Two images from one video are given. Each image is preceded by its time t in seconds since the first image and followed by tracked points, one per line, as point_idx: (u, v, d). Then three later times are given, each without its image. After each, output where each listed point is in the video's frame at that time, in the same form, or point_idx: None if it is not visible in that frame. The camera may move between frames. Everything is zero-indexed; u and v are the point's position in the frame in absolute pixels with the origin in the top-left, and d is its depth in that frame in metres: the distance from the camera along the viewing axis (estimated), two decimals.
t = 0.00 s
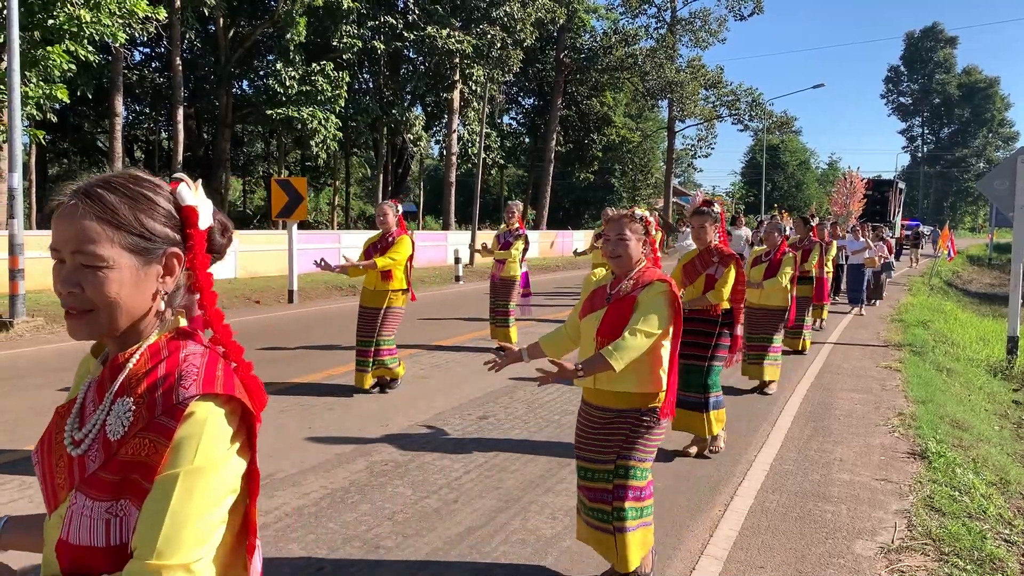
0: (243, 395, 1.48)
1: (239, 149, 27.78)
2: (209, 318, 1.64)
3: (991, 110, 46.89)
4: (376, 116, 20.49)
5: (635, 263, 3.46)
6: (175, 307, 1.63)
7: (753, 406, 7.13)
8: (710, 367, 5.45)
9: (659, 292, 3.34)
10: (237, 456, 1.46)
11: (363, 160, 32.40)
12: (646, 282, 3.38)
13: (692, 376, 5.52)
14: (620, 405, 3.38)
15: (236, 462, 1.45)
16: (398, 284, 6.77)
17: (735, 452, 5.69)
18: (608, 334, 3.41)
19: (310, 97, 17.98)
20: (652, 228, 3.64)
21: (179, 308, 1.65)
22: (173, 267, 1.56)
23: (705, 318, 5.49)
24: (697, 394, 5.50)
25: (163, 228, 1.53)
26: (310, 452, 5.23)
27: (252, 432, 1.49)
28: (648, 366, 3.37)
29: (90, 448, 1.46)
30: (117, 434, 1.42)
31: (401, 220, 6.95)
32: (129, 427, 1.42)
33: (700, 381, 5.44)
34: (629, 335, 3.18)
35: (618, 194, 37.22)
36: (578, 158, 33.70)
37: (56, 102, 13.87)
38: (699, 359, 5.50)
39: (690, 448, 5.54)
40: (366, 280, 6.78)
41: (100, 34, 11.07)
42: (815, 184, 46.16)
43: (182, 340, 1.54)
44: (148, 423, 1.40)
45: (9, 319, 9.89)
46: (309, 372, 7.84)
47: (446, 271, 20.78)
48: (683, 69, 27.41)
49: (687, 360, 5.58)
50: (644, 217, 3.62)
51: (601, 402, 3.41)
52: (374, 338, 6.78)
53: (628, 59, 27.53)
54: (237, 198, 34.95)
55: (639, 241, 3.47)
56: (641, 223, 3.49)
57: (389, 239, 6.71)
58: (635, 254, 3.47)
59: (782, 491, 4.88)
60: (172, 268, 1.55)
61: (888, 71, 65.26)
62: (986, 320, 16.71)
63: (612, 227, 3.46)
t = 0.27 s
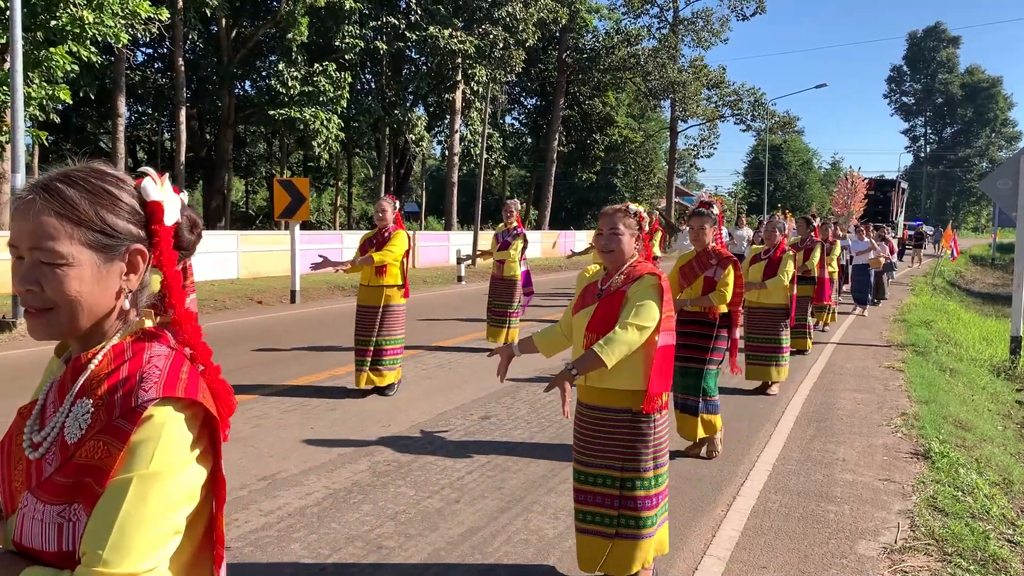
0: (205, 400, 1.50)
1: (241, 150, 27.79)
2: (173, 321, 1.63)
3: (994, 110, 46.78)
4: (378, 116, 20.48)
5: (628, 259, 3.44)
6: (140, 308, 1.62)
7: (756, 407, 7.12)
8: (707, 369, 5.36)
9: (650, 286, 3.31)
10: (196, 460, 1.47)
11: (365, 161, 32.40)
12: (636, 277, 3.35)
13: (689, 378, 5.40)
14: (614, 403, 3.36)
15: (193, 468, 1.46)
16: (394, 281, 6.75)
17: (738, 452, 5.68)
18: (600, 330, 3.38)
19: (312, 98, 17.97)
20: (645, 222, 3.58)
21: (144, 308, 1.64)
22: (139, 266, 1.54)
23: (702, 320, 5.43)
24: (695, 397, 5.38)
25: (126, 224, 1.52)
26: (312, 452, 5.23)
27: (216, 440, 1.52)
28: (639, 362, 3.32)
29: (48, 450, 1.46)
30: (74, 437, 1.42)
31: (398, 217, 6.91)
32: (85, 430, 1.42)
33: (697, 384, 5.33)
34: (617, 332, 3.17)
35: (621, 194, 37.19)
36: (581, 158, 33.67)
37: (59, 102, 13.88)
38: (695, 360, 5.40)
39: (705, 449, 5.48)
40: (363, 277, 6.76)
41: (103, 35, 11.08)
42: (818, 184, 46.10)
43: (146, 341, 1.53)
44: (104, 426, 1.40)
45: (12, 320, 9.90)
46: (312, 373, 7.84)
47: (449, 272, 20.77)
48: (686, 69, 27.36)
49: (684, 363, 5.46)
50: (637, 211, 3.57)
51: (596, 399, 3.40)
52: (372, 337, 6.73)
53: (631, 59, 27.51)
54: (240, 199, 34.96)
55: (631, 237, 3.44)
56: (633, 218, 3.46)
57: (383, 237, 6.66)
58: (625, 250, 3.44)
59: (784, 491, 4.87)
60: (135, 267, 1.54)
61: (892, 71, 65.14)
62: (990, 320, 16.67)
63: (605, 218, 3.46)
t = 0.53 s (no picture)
0: (164, 415, 1.48)
1: (242, 151, 27.83)
2: (126, 334, 1.59)
3: (995, 110, 46.79)
4: (379, 117, 20.53)
5: (625, 261, 3.42)
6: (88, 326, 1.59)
7: (756, 407, 7.13)
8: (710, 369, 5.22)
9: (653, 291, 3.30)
10: (152, 476, 1.45)
11: (366, 162, 32.43)
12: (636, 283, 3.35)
13: (689, 379, 5.24)
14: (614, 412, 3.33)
15: (149, 486, 1.44)
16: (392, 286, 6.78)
17: (738, 453, 5.68)
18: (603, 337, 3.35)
19: (313, 98, 17.99)
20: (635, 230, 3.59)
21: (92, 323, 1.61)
22: (84, 280, 1.52)
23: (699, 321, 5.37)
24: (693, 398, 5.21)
25: (70, 238, 1.50)
26: (315, 453, 5.24)
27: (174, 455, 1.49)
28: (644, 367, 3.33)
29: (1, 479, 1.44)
30: (26, 464, 1.41)
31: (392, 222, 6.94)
32: (37, 457, 1.41)
33: (699, 386, 5.18)
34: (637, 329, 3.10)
35: (622, 195, 37.20)
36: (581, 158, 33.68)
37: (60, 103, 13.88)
38: (697, 359, 5.27)
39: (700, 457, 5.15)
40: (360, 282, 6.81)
41: (104, 36, 11.09)
42: (819, 184, 46.10)
43: (96, 358, 1.51)
44: (59, 447, 1.38)
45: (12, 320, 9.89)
46: (313, 374, 7.84)
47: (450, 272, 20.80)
48: (686, 69, 27.39)
49: (683, 364, 5.31)
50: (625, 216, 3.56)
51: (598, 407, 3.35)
52: (364, 338, 6.68)
53: (631, 60, 27.55)
54: (241, 201, 34.97)
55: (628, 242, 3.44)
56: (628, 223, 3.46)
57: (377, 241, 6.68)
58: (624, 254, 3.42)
59: (785, 491, 4.88)
60: (82, 282, 1.52)
61: (892, 71, 65.17)
62: (991, 320, 16.67)
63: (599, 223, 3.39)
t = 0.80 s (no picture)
0: (94, 417, 1.61)
1: (243, 153, 27.85)
2: (57, 334, 1.72)
3: (995, 111, 46.81)
4: (380, 118, 20.56)
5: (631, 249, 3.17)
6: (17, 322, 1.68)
7: (756, 408, 7.13)
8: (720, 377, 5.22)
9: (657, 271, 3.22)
10: (74, 476, 1.57)
11: (367, 163, 32.44)
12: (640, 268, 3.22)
13: (700, 386, 5.26)
14: (612, 412, 3.04)
15: (68, 483, 1.56)
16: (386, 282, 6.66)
17: (738, 454, 5.68)
18: (606, 322, 3.05)
19: (312, 100, 18.01)
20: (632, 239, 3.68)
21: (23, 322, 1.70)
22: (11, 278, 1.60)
23: (700, 322, 5.31)
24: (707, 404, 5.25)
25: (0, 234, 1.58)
26: (316, 454, 5.25)
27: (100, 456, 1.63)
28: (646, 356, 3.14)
29: None
30: None
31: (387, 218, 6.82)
32: None
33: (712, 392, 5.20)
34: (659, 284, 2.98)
35: (622, 196, 37.18)
36: (581, 159, 33.69)
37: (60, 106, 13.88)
38: (706, 367, 5.25)
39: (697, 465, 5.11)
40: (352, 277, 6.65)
41: (104, 37, 11.09)
42: (819, 185, 46.10)
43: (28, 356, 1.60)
44: None
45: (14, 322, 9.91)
46: (313, 375, 7.85)
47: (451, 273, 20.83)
48: (686, 71, 27.42)
49: (691, 369, 5.32)
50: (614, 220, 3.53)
51: (596, 398, 3.05)
52: (368, 342, 6.62)
53: (631, 61, 27.56)
54: (241, 202, 34.98)
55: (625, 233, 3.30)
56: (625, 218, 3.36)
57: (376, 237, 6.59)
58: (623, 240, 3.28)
59: (785, 492, 4.88)
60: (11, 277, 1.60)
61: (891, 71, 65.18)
62: (991, 321, 16.67)
63: (595, 215, 3.05)
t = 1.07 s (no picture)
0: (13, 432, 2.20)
1: (243, 153, 27.87)
2: None
3: (996, 111, 46.80)
4: (381, 119, 20.58)
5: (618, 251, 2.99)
6: None
7: (757, 408, 7.11)
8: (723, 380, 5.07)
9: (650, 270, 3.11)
10: None
11: (368, 163, 32.43)
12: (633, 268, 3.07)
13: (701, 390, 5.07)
14: (608, 418, 2.93)
15: None
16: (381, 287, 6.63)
17: (739, 455, 5.67)
18: (609, 323, 2.93)
19: (313, 100, 18.01)
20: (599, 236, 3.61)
21: None
22: None
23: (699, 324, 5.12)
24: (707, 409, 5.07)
25: None
26: (317, 455, 5.24)
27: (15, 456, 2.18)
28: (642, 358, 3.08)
29: None
30: None
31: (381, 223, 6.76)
32: None
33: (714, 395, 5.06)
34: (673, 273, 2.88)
35: (623, 197, 37.13)
36: (582, 160, 33.69)
37: (60, 107, 13.88)
38: (707, 370, 5.07)
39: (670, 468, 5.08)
40: (348, 285, 6.60)
41: (105, 38, 11.10)
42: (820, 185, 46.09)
43: None
44: None
45: (15, 323, 9.91)
46: (314, 376, 7.86)
47: (451, 274, 20.83)
48: (687, 72, 27.45)
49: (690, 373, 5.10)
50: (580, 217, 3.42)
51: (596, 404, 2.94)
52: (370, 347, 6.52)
53: (632, 61, 27.55)
54: (241, 203, 34.98)
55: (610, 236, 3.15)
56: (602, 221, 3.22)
57: (371, 243, 6.53)
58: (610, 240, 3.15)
59: (786, 493, 4.87)
60: None
61: (893, 72, 65.16)
62: (992, 322, 16.66)
63: (584, 220, 2.93)
